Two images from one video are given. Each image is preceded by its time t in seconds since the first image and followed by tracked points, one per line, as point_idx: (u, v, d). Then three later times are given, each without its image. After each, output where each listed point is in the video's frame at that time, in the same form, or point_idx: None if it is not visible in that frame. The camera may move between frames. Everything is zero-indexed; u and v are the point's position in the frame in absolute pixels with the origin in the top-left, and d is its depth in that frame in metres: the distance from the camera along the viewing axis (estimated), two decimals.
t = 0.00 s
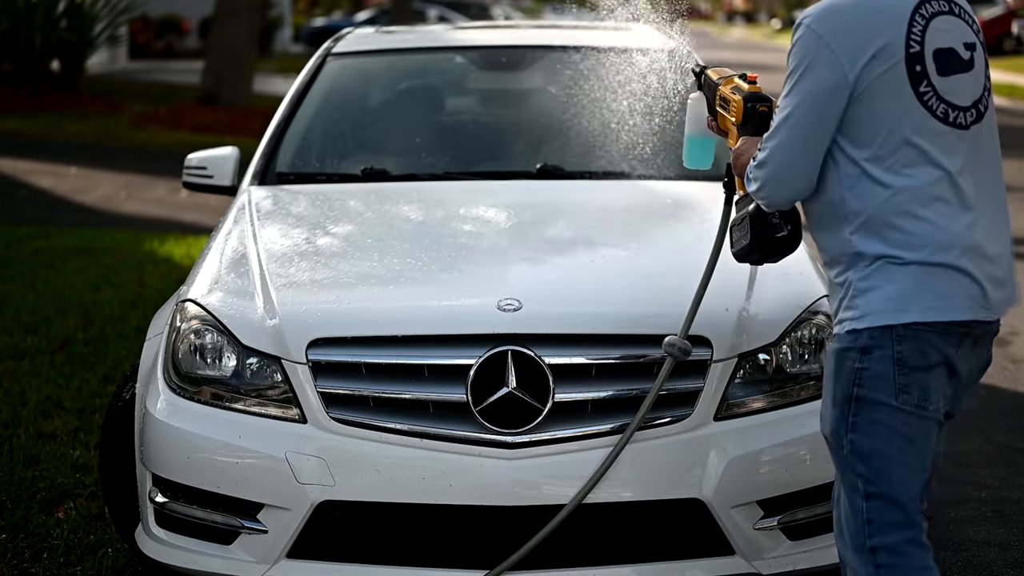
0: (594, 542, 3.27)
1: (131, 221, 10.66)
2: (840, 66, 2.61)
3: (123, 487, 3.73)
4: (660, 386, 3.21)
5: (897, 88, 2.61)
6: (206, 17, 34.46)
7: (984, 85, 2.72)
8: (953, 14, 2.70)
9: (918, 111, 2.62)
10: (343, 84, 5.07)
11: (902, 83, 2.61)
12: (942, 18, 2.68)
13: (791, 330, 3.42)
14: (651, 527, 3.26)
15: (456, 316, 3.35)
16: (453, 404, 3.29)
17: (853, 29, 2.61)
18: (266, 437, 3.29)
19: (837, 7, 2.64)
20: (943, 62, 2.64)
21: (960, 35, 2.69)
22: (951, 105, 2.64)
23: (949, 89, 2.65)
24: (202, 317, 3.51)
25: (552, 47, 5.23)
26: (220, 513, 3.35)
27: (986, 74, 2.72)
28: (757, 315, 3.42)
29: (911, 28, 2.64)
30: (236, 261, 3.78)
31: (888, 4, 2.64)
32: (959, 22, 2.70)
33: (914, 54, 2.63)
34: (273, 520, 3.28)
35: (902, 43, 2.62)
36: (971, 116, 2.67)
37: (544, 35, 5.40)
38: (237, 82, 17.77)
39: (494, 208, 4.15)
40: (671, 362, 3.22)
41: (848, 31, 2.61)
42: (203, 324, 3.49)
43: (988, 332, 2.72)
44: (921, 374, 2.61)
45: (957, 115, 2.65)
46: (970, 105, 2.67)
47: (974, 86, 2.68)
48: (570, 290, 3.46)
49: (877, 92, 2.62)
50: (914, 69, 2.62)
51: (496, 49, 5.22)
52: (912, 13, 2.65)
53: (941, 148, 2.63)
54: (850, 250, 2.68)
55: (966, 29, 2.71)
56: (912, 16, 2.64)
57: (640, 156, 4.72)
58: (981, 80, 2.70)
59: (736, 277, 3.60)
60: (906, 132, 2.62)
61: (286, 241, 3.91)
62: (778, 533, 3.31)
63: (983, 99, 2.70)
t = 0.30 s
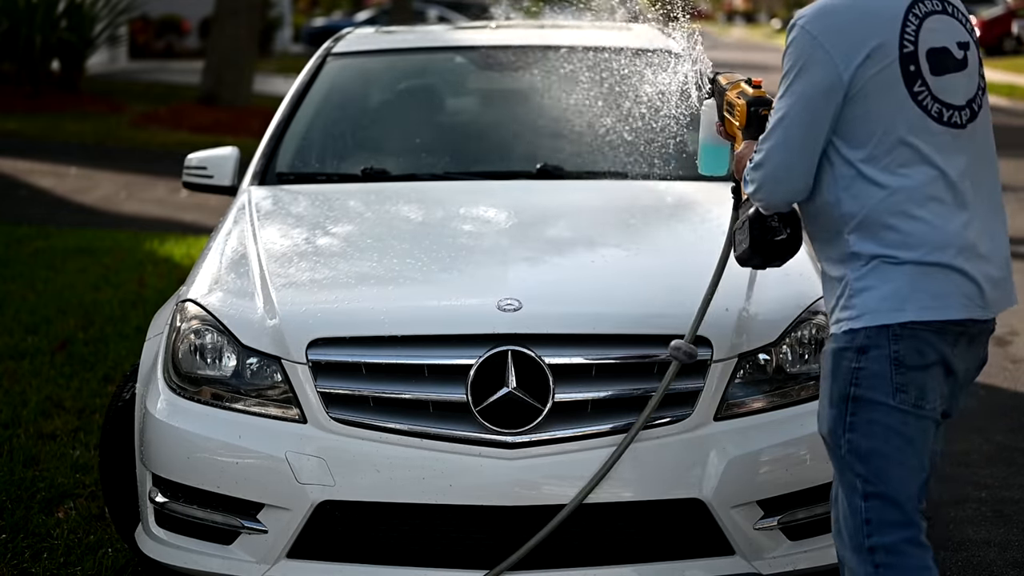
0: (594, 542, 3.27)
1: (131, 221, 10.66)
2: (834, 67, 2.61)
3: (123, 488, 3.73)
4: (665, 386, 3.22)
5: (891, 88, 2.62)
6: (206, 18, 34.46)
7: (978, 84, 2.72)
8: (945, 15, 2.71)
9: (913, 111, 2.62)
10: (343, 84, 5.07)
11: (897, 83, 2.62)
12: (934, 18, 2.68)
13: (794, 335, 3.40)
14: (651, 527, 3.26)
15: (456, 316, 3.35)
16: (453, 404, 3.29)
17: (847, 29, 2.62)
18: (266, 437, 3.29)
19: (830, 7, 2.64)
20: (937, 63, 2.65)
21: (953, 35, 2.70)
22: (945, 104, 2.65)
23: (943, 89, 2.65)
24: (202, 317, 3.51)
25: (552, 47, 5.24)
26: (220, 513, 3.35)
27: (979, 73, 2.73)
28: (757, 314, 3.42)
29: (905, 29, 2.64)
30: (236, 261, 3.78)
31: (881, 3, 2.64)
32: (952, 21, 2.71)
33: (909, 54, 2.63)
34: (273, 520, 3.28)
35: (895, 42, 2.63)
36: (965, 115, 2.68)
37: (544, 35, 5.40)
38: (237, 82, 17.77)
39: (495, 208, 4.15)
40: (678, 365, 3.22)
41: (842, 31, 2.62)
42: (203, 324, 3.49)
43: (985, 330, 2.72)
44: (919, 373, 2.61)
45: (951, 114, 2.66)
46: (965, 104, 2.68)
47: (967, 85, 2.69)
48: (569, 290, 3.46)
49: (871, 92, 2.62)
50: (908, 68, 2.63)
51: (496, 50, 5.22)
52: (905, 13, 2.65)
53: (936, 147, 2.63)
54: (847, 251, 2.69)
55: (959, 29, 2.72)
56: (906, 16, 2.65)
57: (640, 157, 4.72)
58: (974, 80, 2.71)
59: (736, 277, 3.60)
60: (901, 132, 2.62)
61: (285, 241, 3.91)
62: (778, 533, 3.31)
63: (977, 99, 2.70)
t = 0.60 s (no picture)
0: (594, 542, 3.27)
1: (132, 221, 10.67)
2: (840, 65, 2.60)
3: (123, 488, 3.72)
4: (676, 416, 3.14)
5: (896, 86, 2.62)
6: (206, 18, 34.46)
7: (974, 83, 2.75)
8: (942, 14, 2.72)
9: (916, 109, 2.63)
10: (344, 84, 5.07)
11: (901, 81, 2.62)
12: (932, 17, 2.70)
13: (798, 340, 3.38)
14: (651, 528, 3.26)
15: (456, 316, 3.35)
16: (453, 404, 3.29)
17: (852, 27, 2.61)
18: (266, 437, 3.29)
19: (833, 5, 2.62)
20: (937, 61, 2.67)
21: (950, 33, 2.71)
22: (946, 103, 2.67)
23: (944, 87, 2.67)
24: (202, 317, 3.51)
25: (552, 47, 5.24)
26: (220, 513, 3.35)
27: (975, 71, 2.75)
28: (757, 315, 3.42)
29: (906, 27, 2.65)
30: (236, 261, 3.78)
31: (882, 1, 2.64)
32: (948, 20, 2.73)
33: (911, 51, 2.64)
34: (273, 520, 3.28)
35: (898, 40, 2.63)
36: (964, 113, 2.70)
37: (545, 36, 5.40)
38: (237, 82, 17.77)
39: (495, 208, 4.15)
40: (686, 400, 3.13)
41: (847, 28, 2.60)
42: (203, 324, 3.49)
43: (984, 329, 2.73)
44: (923, 373, 2.61)
45: (951, 113, 2.67)
46: (963, 102, 2.70)
47: (965, 84, 2.71)
48: (570, 290, 3.46)
49: (875, 90, 2.62)
50: (912, 66, 2.63)
51: (496, 50, 5.22)
52: (905, 12, 2.66)
53: (938, 146, 2.65)
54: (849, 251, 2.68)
55: (954, 28, 2.74)
56: (907, 14, 2.66)
57: (639, 157, 4.71)
58: (971, 78, 2.73)
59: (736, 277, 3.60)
60: (905, 131, 2.63)
61: (286, 241, 3.91)
62: (778, 533, 3.31)
63: (974, 97, 2.72)
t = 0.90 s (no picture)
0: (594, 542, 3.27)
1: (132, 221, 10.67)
2: (852, 60, 2.59)
3: (123, 488, 3.72)
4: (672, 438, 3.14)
5: (906, 81, 2.62)
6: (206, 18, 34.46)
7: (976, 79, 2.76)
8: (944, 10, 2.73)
9: (925, 105, 2.64)
10: (344, 83, 5.08)
11: (911, 76, 2.62)
12: (937, 13, 2.71)
13: (798, 340, 3.38)
14: (651, 528, 3.26)
15: (456, 315, 3.35)
16: (453, 403, 3.29)
17: (862, 22, 2.60)
18: (266, 437, 3.29)
19: None
20: (943, 57, 2.67)
21: (952, 30, 2.73)
22: (953, 98, 2.68)
23: (951, 83, 2.68)
24: (202, 317, 3.51)
25: (552, 47, 5.24)
26: (220, 513, 3.35)
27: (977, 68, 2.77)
28: (756, 315, 3.42)
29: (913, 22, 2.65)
30: (236, 261, 3.78)
31: None
32: (949, 16, 2.74)
33: (920, 47, 2.64)
34: (273, 520, 3.28)
35: (908, 35, 2.63)
36: (969, 109, 2.72)
37: (545, 36, 5.40)
38: (237, 82, 17.77)
39: (495, 208, 4.15)
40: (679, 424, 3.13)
41: (858, 23, 2.60)
42: (203, 324, 3.49)
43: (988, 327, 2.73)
44: (931, 373, 2.61)
45: (957, 109, 2.68)
46: (967, 98, 2.71)
47: (968, 80, 2.73)
48: (570, 290, 3.46)
49: (885, 86, 2.62)
50: (920, 62, 2.64)
51: (497, 50, 5.22)
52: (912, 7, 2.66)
53: (946, 143, 2.66)
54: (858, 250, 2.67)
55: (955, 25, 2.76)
56: (914, 9, 2.66)
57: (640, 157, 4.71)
58: (972, 75, 2.75)
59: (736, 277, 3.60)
60: (915, 127, 2.63)
61: (286, 241, 3.91)
62: (778, 533, 3.31)
63: (976, 94, 2.74)
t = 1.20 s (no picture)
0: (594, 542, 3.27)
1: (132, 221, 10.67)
2: (848, 63, 2.59)
3: (123, 488, 3.72)
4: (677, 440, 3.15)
5: (903, 84, 2.62)
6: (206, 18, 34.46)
7: (974, 80, 2.76)
8: (941, 11, 2.73)
9: (923, 107, 2.64)
10: (344, 83, 5.08)
11: (908, 78, 2.63)
12: (935, 14, 2.71)
13: (798, 340, 3.38)
14: (651, 527, 3.26)
15: (456, 315, 3.35)
16: (453, 403, 3.29)
17: (857, 25, 2.61)
18: (266, 436, 3.29)
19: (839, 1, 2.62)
20: (940, 58, 2.67)
21: (949, 30, 2.73)
22: (952, 100, 2.68)
23: (949, 84, 2.68)
24: (202, 317, 3.51)
25: (552, 47, 5.23)
26: (220, 513, 3.35)
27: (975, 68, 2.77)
28: (756, 315, 3.42)
29: (910, 24, 2.66)
30: (236, 261, 3.78)
31: None
32: (947, 17, 2.74)
33: (917, 48, 2.64)
34: (273, 520, 3.28)
35: (904, 37, 2.63)
36: (968, 110, 2.72)
37: (545, 36, 5.40)
38: (237, 82, 17.77)
39: (494, 208, 4.15)
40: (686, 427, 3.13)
41: (854, 26, 2.60)
42: (203, 324, 3.49)
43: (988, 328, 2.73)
44: (932, 375, 2.61)
45: (956, 110, 2.68)
46: (966, 100, 2.71)
47: (966, 81, 2.73)
48: (570, 290, 3.46)
49: (883, 88, 2.62)
50: (917, 63, 2.64)
51: (497, 50, 5.23)
52: (908, 8, 2.66)
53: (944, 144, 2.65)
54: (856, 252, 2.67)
55: (953, 26, 2.76)
56: (911, 11, 2.66)
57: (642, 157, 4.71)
58: (970, 75, 2.75)
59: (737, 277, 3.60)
60: (912, 129, 2.63)
61: (286, 241, 3.91)
62: (778, 533, 3.31)
63: (975, 95, 2.74)
